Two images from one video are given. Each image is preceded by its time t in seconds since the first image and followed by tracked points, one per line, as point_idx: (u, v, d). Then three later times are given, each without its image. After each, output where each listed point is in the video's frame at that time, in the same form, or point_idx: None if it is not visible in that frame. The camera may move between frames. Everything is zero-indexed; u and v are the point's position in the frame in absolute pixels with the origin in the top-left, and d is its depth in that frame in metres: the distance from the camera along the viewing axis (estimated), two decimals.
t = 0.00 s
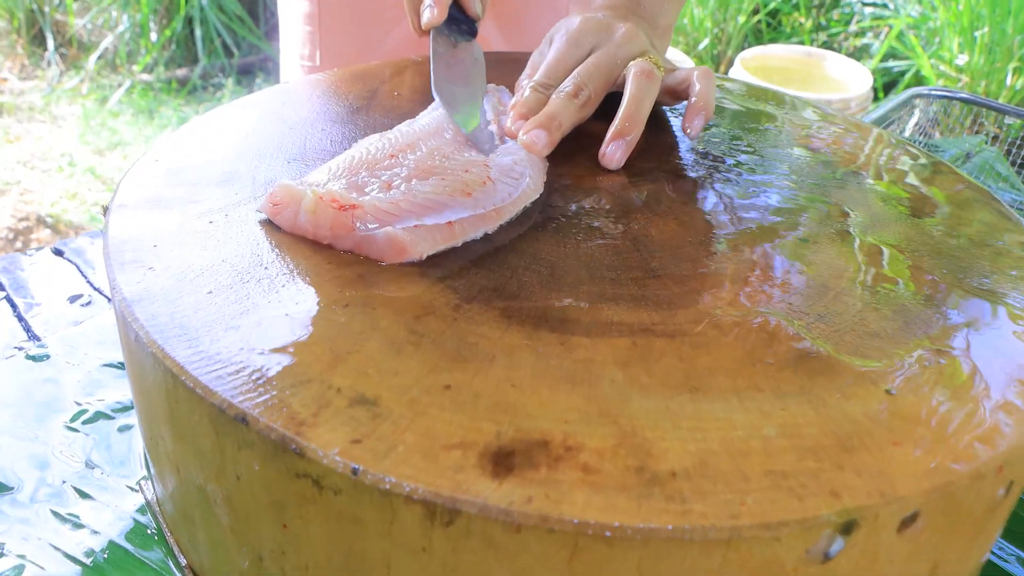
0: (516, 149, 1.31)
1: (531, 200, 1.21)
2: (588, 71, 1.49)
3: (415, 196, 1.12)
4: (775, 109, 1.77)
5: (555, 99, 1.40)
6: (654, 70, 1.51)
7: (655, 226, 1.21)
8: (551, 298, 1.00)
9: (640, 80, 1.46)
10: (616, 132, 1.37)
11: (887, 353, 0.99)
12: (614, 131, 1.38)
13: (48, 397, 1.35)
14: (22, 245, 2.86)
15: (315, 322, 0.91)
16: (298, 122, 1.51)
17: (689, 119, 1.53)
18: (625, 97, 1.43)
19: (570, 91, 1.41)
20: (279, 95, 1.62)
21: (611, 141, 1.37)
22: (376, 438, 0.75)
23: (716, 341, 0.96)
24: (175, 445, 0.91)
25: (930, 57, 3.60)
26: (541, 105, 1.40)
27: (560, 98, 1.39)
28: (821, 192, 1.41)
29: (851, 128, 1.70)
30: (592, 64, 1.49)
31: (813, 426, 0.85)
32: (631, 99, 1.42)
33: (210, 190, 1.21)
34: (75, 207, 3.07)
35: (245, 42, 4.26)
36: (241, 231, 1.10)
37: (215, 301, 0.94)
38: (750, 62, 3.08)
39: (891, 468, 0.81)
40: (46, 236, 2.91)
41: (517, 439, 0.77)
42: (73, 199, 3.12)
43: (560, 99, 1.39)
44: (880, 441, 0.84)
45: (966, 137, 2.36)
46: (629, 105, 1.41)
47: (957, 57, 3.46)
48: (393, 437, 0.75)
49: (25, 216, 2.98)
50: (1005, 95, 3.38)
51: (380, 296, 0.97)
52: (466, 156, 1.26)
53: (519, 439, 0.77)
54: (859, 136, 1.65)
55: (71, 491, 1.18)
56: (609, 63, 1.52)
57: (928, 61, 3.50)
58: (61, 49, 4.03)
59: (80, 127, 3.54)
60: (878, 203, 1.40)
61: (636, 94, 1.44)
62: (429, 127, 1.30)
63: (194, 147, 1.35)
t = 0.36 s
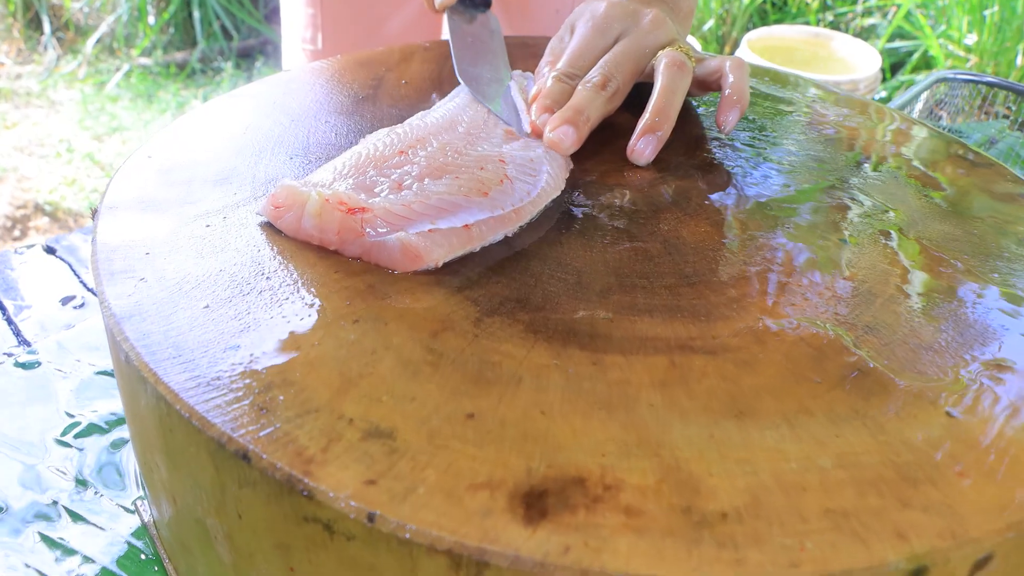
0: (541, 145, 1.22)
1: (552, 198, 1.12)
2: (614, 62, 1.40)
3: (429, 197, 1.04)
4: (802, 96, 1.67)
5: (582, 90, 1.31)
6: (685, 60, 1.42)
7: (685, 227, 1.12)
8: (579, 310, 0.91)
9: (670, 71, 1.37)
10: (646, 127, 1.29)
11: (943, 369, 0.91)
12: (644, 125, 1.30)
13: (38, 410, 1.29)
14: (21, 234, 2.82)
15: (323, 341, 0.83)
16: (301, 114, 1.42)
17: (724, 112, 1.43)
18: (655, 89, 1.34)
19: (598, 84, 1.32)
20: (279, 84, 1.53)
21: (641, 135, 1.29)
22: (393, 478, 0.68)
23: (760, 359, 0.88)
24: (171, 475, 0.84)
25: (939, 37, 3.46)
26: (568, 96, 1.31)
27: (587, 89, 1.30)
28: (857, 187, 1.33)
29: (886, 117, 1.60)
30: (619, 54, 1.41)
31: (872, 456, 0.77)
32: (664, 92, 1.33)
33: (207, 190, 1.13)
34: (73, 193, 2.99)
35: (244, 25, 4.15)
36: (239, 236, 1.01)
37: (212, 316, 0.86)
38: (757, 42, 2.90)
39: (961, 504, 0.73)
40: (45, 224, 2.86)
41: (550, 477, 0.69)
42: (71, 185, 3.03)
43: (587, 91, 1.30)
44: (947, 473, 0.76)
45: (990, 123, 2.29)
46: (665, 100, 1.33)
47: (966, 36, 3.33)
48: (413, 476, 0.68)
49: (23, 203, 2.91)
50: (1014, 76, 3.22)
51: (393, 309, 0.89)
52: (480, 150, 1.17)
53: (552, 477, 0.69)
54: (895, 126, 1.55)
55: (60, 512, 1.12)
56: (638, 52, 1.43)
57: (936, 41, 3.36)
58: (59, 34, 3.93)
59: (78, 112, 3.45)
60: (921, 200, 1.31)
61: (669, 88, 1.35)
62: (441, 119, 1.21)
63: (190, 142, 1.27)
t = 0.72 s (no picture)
0: (552, 156, 1.15)
1: (564, 216, 1.05)
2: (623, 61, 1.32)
3: (431, 218, 0.97)
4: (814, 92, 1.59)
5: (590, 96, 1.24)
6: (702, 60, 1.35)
7: (704, 245, 1.05)
8: (594, 344, 0.85)
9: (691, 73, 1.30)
10: (672, 137, 1.23)
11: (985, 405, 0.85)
12: (667, 135, 1.23)
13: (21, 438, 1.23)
14: (14, 228, 2.75)
15: (319, 384, 0.77)
16: (294, 119, 1.35)
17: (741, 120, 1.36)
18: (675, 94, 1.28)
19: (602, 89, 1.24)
20: (271, 87, 1.46)
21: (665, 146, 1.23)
22: (399, 548, 0.62)
23: (790, 398, 0.82)
24: (158, 529, 0.78)
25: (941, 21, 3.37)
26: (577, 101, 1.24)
27: (604, 92, 1.23)
28: (882, 195, 1.26)
29: (909, 117, 1.52)
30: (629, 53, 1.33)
31: (916, 509, 0.71)
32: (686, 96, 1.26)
33: (194, 208, 1.06)
34: (66, 185, 2.90)
35: (239, 12, 4.06)
36: (229, 262, 0.95)
37: (200, 356, 0.80)
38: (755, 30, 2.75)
39: (1015, 563, 0.67)
40: (39, 217, 2.80)
41: (570, 544, 0.64)
42: (65, 176, 2.94)
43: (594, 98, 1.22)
44: (997, 527, 0.70)
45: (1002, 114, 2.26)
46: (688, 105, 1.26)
47: (968, 20, 3.24)
48: (420, 546, 0.63)
49: (16, 196, 2.83)
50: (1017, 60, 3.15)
51: (395, 345, 0.82)
52: (485, 164, 1.10)
53: (572, 544, 0.64)
54: (918, 127, 1.48)
55: (45, 552, 1.08)
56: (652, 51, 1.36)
57: (938, 24, 3.26)
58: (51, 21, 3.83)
59: (71, 101, 3.35)
60: (950, 209, 1.24)
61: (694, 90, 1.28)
62: (443, 131, 1.14)
63: (176, 154, 1.20)
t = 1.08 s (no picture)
0: (574, 171, 1.10)
1: (592, 236, 1.01)
2: (645, 61, 1.25)
3: (452, 242, 0.92)
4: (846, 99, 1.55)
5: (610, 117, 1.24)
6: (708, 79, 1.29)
7: (738, 266, 1.00)
8: (627, 378, 0.80)
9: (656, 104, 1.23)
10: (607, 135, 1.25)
11: None
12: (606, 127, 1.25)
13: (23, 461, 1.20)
14: (14, 223, 2.69)
15: (338, 427, 0.72)
16: (301, 127, 1.29)
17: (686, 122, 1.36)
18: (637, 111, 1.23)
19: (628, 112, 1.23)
20: (277, 92, 1.40)
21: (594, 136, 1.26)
22: None
23: (838, 438, 0.77)
24: None
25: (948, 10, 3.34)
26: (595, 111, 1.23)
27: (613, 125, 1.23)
28: (917, 209, 1.20)
29: (937, 126, 1.47)
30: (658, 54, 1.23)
31: (979, 564, 0.66)
32: (642, 117, 1.23)
33: (199, 227, 1.01)
34: (67, 180, 2.84)
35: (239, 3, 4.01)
36: (238, 287, 0.90)
37: (210, 395, 0.75)
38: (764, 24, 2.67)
39: None
40: (40, 213, 2.74)
41: None
42: (66, 171, 2.89)
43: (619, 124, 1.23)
44: None
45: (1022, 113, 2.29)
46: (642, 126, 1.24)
47: (977, 9, 3.23)
48: None
49: (16, 191, 2.76)
50: None
51: (418, 382, 0.78)
52: (507, 181, 1.05)
53: None
54: (947, 136, 1.43)
55: None
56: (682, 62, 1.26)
57: (947, 14, 3.24)
58: (50, 13, 3.76)
59: (71, 94, 3.30)
60: (989, 224, 1.18)
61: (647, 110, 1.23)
62: (464, 144, 1.10)
63: (180, 167, 1.15)
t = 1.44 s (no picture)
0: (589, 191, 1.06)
1: (608, 264, 0.97)
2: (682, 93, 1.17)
3: (464, 275, 0.88)
4: (863, 111, 1.51)
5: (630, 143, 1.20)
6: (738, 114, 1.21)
7: (762, 293, 0.96)
8: (651, 421, 0.76)
9: (676, 140, 1.16)
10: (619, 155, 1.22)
11: None
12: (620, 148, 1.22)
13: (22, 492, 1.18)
14: (14, 226, 2.65)
15: (347, 483, 0.69)
16: (303, 144, 1.25)
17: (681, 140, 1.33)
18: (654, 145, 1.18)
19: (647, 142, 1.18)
20: (277, 105, 1.36)
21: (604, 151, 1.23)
22: None
23: (877, 484, 0.72)
24: None
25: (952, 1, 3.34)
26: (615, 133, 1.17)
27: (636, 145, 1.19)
28: (942, 227, 1.16)
29: (958, 135, 1.43)
30: (699, 90, 1.15)
31: None
32: (659, 149, 1.18)
33: (198, 258, 0.97)
34: (66, 181, 2.80)
35: None
36: (239, 326, 0.86)
37: (211, 448, 0.72)
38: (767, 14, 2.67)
39: None
40: (39, 216, 2.70)
41: None
42: (66, 172, 2.84)
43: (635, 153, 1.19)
44: None
45: None
46: (658, 158, 1.19)
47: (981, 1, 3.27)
48: None
49: (15, 193, 2.72)
50: None
51: (431, 430, 0.74)
52: (521, 206, 1.01)
53: None
54: (968, 147, 1.39)
55: None
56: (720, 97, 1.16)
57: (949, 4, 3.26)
58: (47, 13, 3.72)
59: (70, 94, 3.25)
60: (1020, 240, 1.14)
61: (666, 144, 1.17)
62: (475, 166, 1.06)
63: (177, 189, 1.11)
